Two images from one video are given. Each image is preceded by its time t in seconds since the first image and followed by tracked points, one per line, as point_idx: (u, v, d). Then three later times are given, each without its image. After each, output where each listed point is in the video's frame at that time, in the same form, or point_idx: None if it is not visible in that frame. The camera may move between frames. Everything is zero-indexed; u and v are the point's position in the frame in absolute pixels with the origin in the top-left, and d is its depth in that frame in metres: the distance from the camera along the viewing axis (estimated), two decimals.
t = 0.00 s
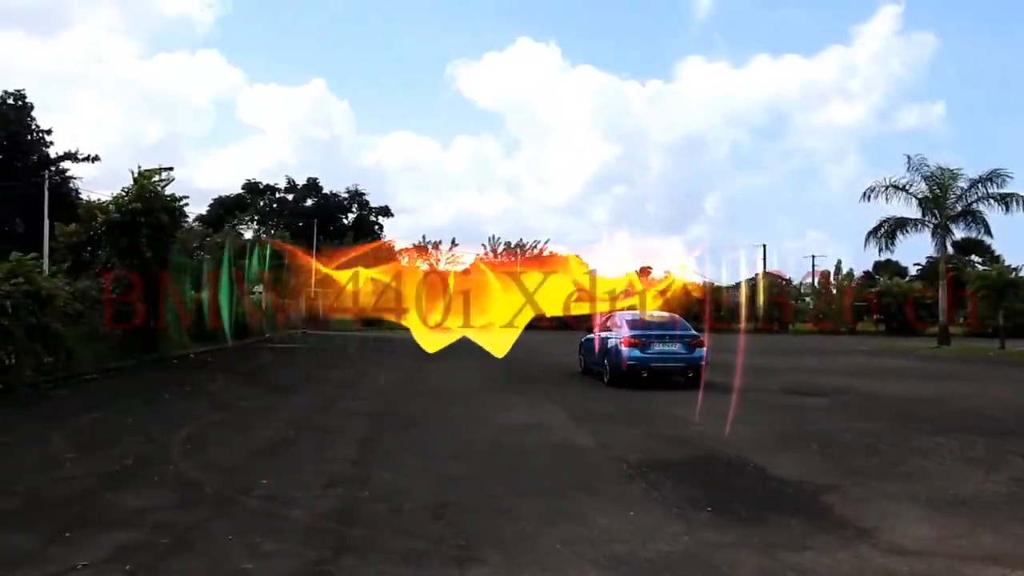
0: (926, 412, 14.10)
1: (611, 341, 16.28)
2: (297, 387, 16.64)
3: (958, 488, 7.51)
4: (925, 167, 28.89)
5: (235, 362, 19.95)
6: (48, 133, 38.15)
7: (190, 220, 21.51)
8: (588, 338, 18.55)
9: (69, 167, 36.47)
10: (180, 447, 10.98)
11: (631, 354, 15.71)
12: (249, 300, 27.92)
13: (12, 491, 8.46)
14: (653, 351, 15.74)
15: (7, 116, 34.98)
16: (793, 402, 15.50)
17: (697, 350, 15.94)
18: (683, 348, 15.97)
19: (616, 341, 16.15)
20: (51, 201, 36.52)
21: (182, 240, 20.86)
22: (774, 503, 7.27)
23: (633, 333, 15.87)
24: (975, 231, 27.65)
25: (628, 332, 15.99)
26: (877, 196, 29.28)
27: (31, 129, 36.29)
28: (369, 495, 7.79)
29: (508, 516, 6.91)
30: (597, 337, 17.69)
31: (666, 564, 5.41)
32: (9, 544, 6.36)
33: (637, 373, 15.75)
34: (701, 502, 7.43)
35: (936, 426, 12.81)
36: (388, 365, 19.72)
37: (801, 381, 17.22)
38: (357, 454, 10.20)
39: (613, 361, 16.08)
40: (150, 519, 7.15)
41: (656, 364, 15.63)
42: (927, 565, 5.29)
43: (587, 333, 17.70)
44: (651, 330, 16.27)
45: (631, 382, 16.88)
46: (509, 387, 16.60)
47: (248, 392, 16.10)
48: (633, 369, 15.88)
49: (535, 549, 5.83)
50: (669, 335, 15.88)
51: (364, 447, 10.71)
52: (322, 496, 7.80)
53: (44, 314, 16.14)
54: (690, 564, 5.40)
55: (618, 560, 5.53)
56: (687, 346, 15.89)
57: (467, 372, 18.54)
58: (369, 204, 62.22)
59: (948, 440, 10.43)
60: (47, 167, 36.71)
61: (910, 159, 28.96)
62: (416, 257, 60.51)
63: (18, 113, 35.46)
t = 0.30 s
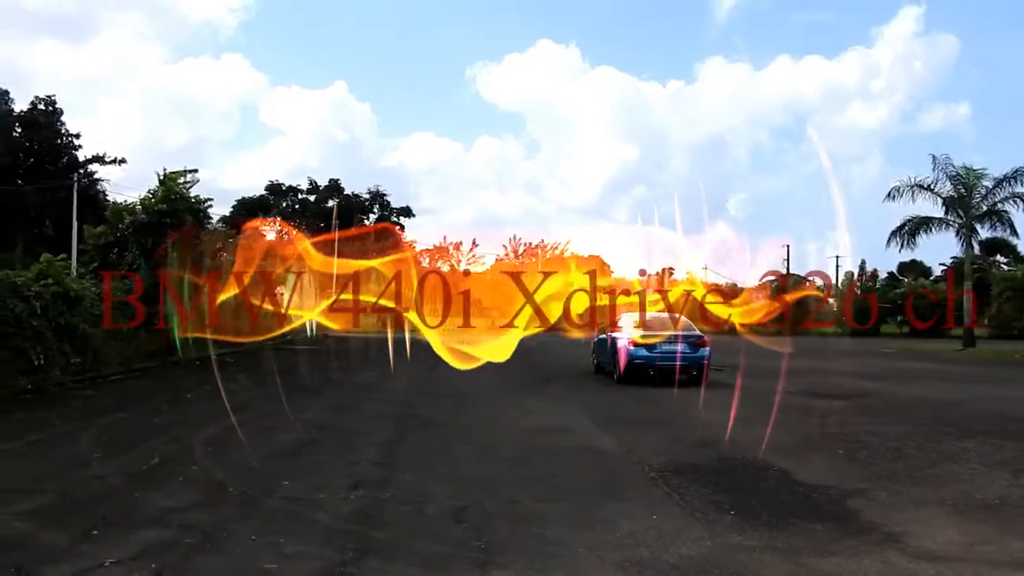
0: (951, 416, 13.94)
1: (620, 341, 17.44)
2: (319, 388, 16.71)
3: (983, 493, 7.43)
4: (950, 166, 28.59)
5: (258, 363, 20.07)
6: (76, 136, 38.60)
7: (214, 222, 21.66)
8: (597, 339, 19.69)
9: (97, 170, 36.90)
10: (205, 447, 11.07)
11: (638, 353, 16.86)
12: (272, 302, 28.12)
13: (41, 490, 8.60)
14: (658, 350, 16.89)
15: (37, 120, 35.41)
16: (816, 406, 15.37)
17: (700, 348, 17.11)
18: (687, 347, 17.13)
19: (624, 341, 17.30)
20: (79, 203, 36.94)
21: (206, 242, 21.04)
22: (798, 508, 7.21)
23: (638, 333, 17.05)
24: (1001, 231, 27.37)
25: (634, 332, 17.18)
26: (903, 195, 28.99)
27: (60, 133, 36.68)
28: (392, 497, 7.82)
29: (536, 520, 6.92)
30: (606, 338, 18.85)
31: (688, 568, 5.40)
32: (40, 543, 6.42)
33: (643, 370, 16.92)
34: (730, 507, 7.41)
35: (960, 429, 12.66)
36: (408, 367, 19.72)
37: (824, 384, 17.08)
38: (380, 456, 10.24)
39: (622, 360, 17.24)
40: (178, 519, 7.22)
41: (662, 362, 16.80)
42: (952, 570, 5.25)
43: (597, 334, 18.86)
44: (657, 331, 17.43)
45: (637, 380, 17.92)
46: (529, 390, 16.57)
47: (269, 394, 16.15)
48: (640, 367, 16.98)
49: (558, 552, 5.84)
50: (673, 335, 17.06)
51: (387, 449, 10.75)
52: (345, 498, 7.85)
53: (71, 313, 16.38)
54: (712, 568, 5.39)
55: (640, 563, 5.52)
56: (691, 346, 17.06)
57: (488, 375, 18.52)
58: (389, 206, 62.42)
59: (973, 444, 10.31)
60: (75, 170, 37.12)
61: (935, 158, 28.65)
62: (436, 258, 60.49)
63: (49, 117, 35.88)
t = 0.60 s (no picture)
0: None
1: (647, 350, 16.48)
2: (335, 405, 15.27)
3: None
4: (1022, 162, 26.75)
5: (269, 377, 18.78)
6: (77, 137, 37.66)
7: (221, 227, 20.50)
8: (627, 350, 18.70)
9: (95, 172, 36.02)
10: (210, 468, 9.63)
11: (665, 362, 15.87)
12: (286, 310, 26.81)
13: (37, 515, 6.87)
14: (687, 359, 15.87)
15: (32, 117, 34.43)
16: (879, 422, 13.85)
17: (732, 358, 16.05)
18: (719, 356, 16.06)
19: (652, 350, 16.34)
20: (76, 206, 36.09)
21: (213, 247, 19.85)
22: (916, 557, 5.80)
23: (666, 341, 16.08)
24: None
25: (662, 340, 16.20)
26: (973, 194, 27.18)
27: (55, 131, 35.68)
28: (415, 525, 6.55)
29: (572, 557, 5.72)
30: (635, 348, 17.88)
31: None
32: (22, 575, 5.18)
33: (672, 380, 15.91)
34: (811, 550, 5.98)
35: None
36: (433, 381, 18.35)
37: (882, 400, 15.55)
38: (401, 477, 8.85)
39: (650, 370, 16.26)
40: (182, 546, 5.91)
41: (691, 371, 15.78)
42: None
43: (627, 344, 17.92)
44: (687, 339, 16.44)
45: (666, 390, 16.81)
46: (565, 405, 15.14)
47: (283, 410, 14.88)
48: (668, 378, 15.96)
49: None
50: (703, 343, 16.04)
51: (410, 470, 9.35)
52: (364, 522, 6.60)
53: (70, 325, 15.16)
54: None
55: None
56: (723, 354, 16.01)
57: (519, 389, 17.11)
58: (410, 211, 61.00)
59: None
60: (71, 171, 36.36)
61: (1007, 154, 26.84)
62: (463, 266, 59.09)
63: (45, 115, 34.99)
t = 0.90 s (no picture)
0: None
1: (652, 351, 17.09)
2: (350, 409, 15.27)
3: None
4: None
5: (284, 381, 18.81)
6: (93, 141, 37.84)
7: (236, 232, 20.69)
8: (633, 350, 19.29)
9: (112, 176, 36.15)
10: (227, 471, 9.66)
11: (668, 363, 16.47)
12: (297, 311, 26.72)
13: (53, 517, 6.95)
14: (689, 361, 16.46)
15: (50, 122, 34.71)
16: (895, 427, 13.74)
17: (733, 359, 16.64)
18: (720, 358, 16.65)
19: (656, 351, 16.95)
20: (93, 209, 36.24)
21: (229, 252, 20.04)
22: (935, 563, 5.77)
23: (670, 343, 16.68)
24: None
25: (666, 342, 16.81)
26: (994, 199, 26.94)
27: (73, 136, 35.97)
28: (429, 529, 6.56)
29: (583, 560, 5.75)
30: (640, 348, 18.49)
31: None
32: None
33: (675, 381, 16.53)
34: (827, 555, 5.95)
35: None
36: (447, 384, 18.35)
37: (900, 404, 15.40)
38: (415, 481, 8.85)
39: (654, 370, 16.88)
40: (197, 549, 5.93)
41: (693, 372, 16.38)
42: None
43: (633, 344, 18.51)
44: (689, 340, 17.04)
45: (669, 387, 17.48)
46: (579, 409, 15.10)
47: (298, 413, 14.93)
48: (671, 378, 16.54)
49: None
50: (705, 345, 16.63)
51: (424, 473, 9.36)
52: (377, 526, 6.63)
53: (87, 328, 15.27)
54: None
55: None
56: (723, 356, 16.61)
57: (534, 392, 17.08)
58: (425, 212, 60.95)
59: None
60: (89, 174, 36.41)
61: None
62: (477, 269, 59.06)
63: (62, 119, 35.16)
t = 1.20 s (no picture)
0: None
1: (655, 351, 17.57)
2: (361, 411, 15.30)
3: None
4: None
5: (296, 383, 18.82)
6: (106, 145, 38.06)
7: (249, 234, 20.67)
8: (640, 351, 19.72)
9: (125, 180, 36.35)
10: (239, 474, 9.69)
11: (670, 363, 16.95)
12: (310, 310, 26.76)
13: (66, 519, 6.98)
14: (690, 361, 16.92)
15: (63, 126, 34.90)
16: (908, 430, 13.68)
17: (732, 359, 17.08)
18: (719, 358, 17.08)
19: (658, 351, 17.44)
20: (107, 212, 36.44)
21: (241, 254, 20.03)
22: (949, 566, 5.73)
23: (672, 343, 17.14)
24: None
25: (667, 342, 17.29)
26: (1008, 202, 26.75)
27: (88, 139, 36.11)
28: (441, 529, 6.59)
29: (594, 563, 5.74)
30: (645, 348, 18.96)
31: None
32: None
33: (676, 379, 17.02)
34: (840, 559, 5.91)
35: None
36: (458, 387, 18.36)
37: (915, 407, 15.30)
38: (426, 483, 8.86)
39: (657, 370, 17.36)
40: (209, 551, 5.95)
41: (693, 372, 16.84)
42: None
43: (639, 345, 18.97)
44: (690, 341, 17.50)
45: (674, 387, 17.87)
46: (591, 412, 15.08)
47: (310, 415, 14.97)
48: (672, 378, 17.01)
49: None
50: (706, 345, 17.08)
51: (436, 475, 9.37)
52: (388, 528, 6.64)
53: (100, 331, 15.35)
54: None
55: None
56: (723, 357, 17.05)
57: (545, 395, 17.08)
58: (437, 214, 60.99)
59: None
60: (102, 178, 36.60)
61: None
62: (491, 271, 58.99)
63: (76, 123, 35.37)
